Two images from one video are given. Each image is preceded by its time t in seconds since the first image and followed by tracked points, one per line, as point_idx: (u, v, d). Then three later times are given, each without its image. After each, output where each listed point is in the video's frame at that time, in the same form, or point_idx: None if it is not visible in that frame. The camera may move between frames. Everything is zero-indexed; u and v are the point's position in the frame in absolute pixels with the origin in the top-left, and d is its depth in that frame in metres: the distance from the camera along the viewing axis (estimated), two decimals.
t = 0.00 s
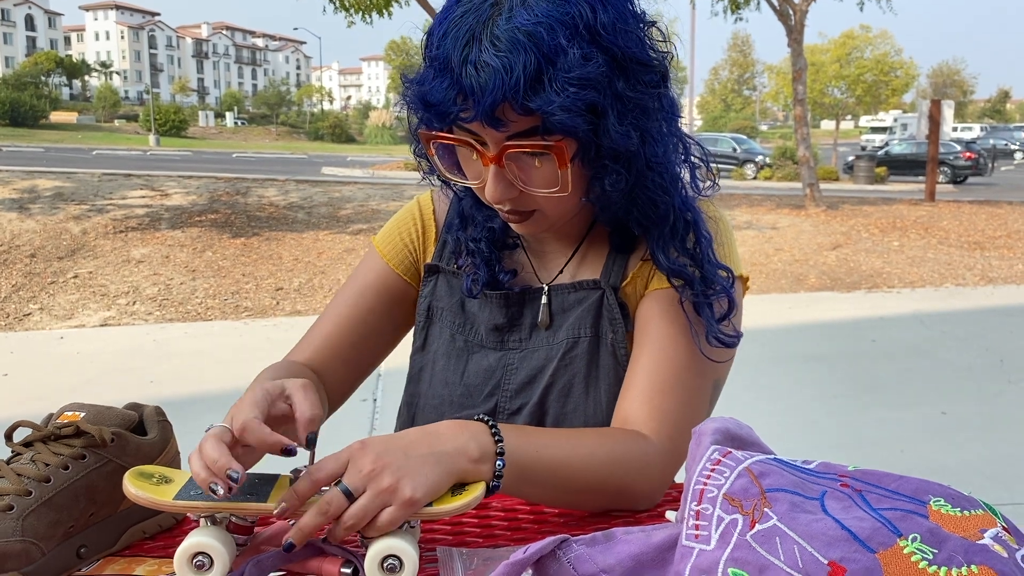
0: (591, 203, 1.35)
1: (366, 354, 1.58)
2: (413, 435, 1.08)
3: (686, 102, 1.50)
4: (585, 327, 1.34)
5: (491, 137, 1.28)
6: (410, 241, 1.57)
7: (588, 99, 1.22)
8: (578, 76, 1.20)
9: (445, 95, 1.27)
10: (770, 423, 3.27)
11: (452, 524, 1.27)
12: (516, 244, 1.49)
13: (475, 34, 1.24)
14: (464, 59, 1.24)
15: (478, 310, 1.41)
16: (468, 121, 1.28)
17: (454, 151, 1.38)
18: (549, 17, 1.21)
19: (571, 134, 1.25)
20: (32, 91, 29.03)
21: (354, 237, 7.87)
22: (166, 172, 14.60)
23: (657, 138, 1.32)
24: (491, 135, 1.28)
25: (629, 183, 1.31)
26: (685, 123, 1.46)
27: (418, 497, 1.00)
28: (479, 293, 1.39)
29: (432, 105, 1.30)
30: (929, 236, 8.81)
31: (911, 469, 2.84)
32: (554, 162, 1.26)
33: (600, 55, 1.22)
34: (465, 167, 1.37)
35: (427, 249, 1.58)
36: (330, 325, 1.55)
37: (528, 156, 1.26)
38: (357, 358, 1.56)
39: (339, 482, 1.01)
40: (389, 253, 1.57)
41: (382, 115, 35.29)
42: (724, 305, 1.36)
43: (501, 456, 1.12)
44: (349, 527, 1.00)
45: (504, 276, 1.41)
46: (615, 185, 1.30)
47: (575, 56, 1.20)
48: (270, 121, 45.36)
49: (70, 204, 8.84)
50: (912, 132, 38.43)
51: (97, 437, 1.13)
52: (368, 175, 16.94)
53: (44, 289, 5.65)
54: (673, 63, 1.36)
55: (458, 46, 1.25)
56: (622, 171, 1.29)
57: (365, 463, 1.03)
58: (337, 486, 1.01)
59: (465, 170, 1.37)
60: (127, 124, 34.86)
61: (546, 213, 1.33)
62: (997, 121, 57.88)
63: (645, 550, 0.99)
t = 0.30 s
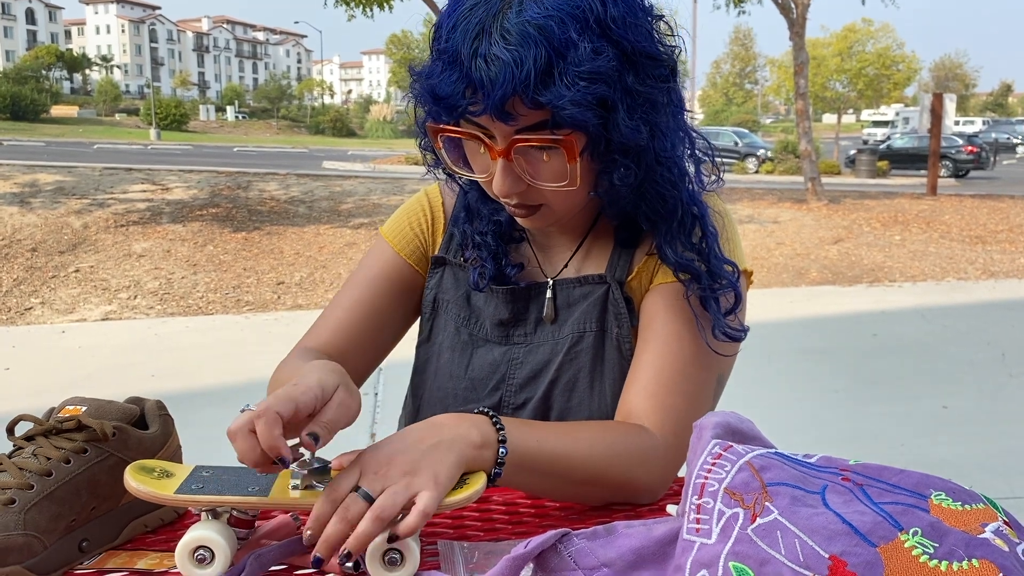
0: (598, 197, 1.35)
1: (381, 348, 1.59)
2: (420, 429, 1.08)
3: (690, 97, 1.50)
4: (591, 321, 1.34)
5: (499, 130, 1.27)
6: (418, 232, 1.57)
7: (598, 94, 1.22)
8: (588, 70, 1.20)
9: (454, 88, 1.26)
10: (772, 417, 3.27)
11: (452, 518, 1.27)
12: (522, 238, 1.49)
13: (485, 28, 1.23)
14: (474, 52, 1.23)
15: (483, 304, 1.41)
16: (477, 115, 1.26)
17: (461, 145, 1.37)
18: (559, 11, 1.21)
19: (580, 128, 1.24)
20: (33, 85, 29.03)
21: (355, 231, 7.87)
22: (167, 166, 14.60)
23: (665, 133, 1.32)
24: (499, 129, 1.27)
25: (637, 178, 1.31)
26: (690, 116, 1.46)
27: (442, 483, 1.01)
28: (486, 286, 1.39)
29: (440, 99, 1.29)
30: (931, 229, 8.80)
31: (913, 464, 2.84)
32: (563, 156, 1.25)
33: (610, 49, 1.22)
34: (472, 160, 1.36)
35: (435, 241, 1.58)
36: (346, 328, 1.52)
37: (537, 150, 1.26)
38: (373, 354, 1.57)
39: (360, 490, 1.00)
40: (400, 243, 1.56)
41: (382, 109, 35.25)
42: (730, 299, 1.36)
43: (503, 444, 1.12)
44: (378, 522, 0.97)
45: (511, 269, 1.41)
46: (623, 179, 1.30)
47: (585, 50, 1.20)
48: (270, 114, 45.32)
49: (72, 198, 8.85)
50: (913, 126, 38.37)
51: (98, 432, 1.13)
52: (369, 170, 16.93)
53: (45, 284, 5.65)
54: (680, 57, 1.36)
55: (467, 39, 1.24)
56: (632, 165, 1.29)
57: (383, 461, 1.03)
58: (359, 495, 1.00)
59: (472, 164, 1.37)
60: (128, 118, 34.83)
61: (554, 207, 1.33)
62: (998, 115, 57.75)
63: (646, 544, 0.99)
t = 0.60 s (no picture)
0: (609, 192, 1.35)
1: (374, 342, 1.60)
2: (433, 425, 1.06)
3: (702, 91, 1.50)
4: (594, 313, 1.34)
5: (510, 125, 1.26)
6: (418, 227, 1.57)
7: (611, 89, 1.22)
8: (601, 66, 1.20)
9: (465, 80, 1.26)
10: (774, 410, 3.27)
11: (454, 511, 1.27)
12: (526, 233, 1.49)
13: (498, 21, 1.23)
14: (486, 46, 1.23)
15: (486, 296, 1.41)
16: (488, 108, 1.26)
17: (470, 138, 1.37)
18: (574, 6, 1.20)
19: (592, 124, 1.24)
20: (34, 78, 29.02)
21: (356, 224, 7.86)
22: (168, 159, 14.58)
23: (678, 129, 1.32)
24: (510, 123, 1.26)
25: (649, 174, 1.31)
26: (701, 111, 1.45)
27: (451, 486, 1.02)
28: (487, 279, 1.40)
29: (451, 92, 1.29)
30: (933, 223, 8.79)
31: (915, 457, 2.84)
32: (574, 151, 1.25)
33: (624, 45, 1.21)
34: (481, 153, 1.36)
35: (437, 235, 1.57)
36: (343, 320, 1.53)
37: (547, 145, 1.25)
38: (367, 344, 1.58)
39: (372, 485, 0.99)
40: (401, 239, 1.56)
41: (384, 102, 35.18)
42: (739, 296, 1.37)
43: (523, 437, 1.11)
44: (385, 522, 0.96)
45: (513, 262, 1.41)
46: (635, 176, 1.30)
47: (599, 45, 1.19)
48: (271, 108, 45.26)
49: (73, 191, 8.85)
50: (915, 119, 38.27)
51: (100, 425, 1.13)
52: (370, 163, 16.92)
53: (47, 277, 5.66)
54: (694, 51, 1.36)
55: (480, 32, 1.24)
56: (643, 161, 1.29)
57: (395, 460, 1.02)
58: (369, 488, 0.99)
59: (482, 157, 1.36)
60: (130, 112, 34.78)
61: (562, 202, 1.33)
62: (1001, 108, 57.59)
63: (648, 536, 0.99)
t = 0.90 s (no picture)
0: (615, 184, 1.34)
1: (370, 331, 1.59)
2: (441, 418, 1.04)
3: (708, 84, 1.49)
4: (597, 305, 1.33)
5: (515, 116, 1.26)
6: (419, 219, 1.56)
7: (618, 82, 1.21)
8: (609, 59, 1.19)
9: (471, 71, 1.25)
10: (776, 404, 3.26)
11: (457, 504, 1.27)
12: (528, 225, 1.49)
13: (504, 12, 1.22)
14: (492, 37, 1.22)
15: (488, 288, 1.41)
16: (494, 100, 1.26)
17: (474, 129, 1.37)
18: None
19: (598, 117, 1.23)
20: (36, 71, 28.99)
21: (358, 217, 7.86)
22: (170, 152, 14.58)
23: (684, 123, 1.31)
24: (515, 115, 1.26)
25: (655, 168, 1.30)
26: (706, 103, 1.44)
27: (455, 482, 1.01)
28: (488, 271, 1.40)
29: (457, 83, 1.29)
30: (936, 216, 8.77)
31: (918, 451, 2.84)
32: (579, 143, 1.25)
33: (631, 37, 1.20)
34: (486, 145, 1.35)
35: (438, 228, 1.56)
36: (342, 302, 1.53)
37: (553, 138, 1.25)
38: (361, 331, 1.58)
39: (376, 480, 0.98)
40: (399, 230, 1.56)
41: (386, 95, 35.13)
42: (747, 289, 1.37)
43: (529, 433, 1.10)
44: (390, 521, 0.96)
45: (515, 254, 1.41)
46: (641, 170, 1.29)
47: (606, 37, 1.19)
48: (273, 101, 45.22)
49: (75, 184, 8.86)
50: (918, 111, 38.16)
51: (102, 417, 1.13)
52: (372, 156, 16.93)
53: (50, 270, 5.66)
54: (701, 45, 1.34)
55: (486, 23, 1.23)
56: (649, 155, 1.28)
57: (400, 454, 1.00)
58: (374, 483, 0.98)
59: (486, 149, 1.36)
60: (132, 105, 34.76)
61: (567, 195, 1.32)
62: (1004, 100, 57.40)
63: (652, 529, 0.99)
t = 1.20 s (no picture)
0: (620, 171, 1.33)
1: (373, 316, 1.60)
2: (447, 412, 1.04)
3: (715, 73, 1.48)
4: (603, 295, 1.33)
5: (521, 101, 1.25)
6: (426, 207, 1.56)
7: (624, 66, 1.20)
8: (615, 42, 1.18)
9: (478, 55, 1.25)
10: (780, 394, 3.26)
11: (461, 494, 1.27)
12: (535, 215, 1.48)
13: None
14: (499, 21, 1.22)
15: (494, 277, 1.41)
16: (500, 85, 1.25)
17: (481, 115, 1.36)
18: None
19: (604, 101, 1.23)
20: (40, 62, 29.00)
21: (362, 207, 7.85)
22: (174, 142, 14.57)
23: (690, 109, 1.30)
24: (521, 99, 1.25)
25: (661, 154, 1.29)
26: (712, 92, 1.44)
27: (459, 479, 1.01)
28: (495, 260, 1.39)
29: (464, 68, 1.28)
30: (941, 206, 8.74)
31: (921, 441, 2.84)
32: (585, 129, 1.24)
33: (637, 21, 1.20)
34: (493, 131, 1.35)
35: (444, 216, 1.56)
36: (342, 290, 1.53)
37: (559, 123, 1.24)
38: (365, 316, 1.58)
39: (383, 473, 0.98)
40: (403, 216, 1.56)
41: (389, 85, 35.07)
42: (753, 278, 1.36)
43: (538, 429, 1.11)
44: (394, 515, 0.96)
45: (522, 244, 1.41)
46: (647, 155, 1.28)
47: (612, 22, 1.18)
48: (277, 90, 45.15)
49: (79, 174, 8.86)
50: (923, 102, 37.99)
51: (107, 407, 1.13)
52: (375, 146, 16.91)
53: (54, 260, 5.67)
54: (708, 32, 1.34)
55: (493, 7, 1.22)
56: (655, 141, 1.27)
57: (408, 447, 1.00)
58: (381, 476, 0.98)
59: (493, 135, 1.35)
60: (135, 95, 34.72)
61: (573, 182, 1.32)
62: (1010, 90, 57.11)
63: (655, 519, 0.99)
